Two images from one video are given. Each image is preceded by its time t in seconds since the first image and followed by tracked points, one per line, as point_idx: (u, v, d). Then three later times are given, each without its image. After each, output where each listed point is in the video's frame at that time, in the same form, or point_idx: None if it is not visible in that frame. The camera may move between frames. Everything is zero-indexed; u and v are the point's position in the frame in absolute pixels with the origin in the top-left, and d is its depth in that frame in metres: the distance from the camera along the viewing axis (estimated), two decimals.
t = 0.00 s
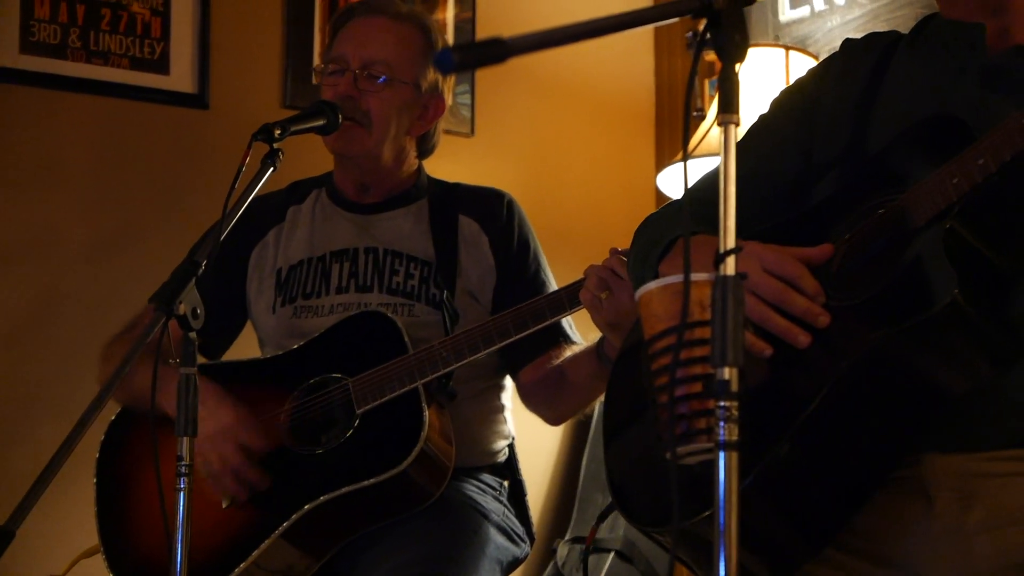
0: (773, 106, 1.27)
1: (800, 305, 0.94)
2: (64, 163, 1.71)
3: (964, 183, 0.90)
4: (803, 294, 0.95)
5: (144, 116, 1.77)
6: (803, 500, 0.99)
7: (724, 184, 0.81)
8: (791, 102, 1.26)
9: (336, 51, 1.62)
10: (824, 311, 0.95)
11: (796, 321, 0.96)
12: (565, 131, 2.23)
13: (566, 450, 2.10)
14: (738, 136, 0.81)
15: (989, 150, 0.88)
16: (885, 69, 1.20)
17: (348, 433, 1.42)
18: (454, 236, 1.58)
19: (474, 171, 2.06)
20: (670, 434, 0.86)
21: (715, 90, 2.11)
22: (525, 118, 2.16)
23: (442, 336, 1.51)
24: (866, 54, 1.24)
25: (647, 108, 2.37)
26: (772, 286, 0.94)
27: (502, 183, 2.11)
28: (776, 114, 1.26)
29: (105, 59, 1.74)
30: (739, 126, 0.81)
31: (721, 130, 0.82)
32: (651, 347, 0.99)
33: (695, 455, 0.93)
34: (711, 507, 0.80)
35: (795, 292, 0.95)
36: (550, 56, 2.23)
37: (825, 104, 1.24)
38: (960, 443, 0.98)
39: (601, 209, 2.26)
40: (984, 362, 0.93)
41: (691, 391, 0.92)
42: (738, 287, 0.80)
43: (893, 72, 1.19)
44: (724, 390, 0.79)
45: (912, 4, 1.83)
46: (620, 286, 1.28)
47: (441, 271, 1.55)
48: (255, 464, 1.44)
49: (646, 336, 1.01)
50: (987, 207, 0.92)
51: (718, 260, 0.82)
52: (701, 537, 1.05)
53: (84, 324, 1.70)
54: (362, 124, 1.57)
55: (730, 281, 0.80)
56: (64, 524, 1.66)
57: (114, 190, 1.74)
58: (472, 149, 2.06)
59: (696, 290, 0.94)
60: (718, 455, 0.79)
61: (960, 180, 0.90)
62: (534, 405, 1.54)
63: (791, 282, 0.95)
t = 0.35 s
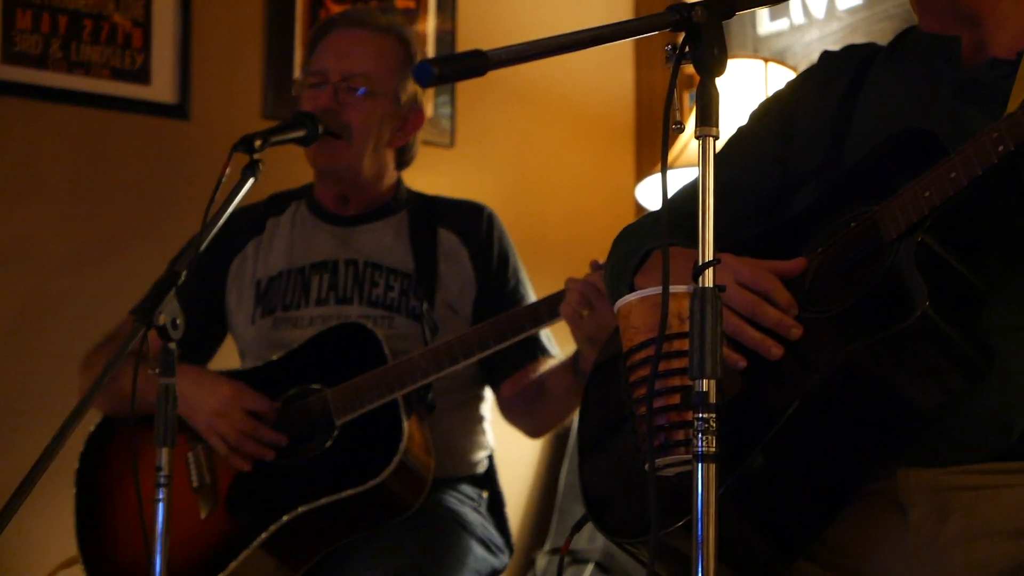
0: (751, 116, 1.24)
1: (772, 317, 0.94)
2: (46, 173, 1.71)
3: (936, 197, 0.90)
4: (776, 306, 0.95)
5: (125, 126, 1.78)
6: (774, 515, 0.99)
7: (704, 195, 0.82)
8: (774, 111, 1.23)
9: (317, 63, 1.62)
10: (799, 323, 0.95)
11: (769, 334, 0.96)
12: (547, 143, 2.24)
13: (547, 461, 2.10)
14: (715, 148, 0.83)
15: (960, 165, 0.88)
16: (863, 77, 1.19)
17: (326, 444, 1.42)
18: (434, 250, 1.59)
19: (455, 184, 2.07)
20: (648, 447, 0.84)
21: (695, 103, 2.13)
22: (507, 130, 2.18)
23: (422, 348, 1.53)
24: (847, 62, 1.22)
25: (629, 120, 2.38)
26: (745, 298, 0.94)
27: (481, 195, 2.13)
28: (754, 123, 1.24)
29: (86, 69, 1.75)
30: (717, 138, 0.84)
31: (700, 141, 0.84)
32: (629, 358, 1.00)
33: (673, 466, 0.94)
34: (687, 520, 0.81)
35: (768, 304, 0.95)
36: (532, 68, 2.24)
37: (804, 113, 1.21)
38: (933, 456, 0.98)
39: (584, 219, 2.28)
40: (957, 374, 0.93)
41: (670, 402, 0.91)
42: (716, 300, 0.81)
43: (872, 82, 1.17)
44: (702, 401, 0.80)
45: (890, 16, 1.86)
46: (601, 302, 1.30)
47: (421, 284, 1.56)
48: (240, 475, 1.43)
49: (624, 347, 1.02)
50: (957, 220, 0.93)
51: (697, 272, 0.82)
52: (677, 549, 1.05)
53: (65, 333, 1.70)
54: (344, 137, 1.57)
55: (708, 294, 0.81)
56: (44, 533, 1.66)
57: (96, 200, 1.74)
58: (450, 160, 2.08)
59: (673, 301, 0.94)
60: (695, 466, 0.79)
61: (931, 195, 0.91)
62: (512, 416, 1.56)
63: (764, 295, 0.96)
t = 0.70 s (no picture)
0: (731, 127, 1.24)
1: (759, 325, 0.96)
2: (27, 181, 1.71)
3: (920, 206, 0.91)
4: (759, 315, 0.97)
5: (105, 134, 1.77)
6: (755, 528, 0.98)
7: (686, 205, 0.81)
8: (754, 123, 1.23)
9: (301, 73, 1.62)
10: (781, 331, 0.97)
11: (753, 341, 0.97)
12: (529, 150, 2.24)
13: (528, 469, 2.11)
14: (698, 159, 0.81)
15: (944, 174, 0.91)
16: (841, 88, 1.18)
17: (310, 455, 1.42)
18: (418, 259, 1.59)
19: (437, 194, 2.07)
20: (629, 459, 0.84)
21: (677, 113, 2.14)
22: (491, 137, 2.18)
23: (406, 359, 1.53)
24: (826, 73, 1.21)
25: (612, 128, 2.39)
26: (729, 306, 0.96)
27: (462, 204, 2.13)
28: (735, 134, 1.22)
29: (67, 77, 1.75)
30: (699, 148, 0.82)
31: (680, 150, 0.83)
32: (611, 369, 0.99)
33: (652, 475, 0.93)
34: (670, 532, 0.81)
35: (751, 312, 0.96)
36: (515, 77, 2.24)
37: (785, 124, 1.20)
38: (907, 469, 0.98)
39: (568, 226, 2.29)
40: (938, 390, 0.93)
41: (649, 412, 0.91)
42: (698, 308, 0.81)
43: (851, 92, 1.16)
44: (684, 410, 0.81)
45: (873, 26, 1.88)
46: (585, 312, 1.29)
47: (404, 294, 1.56)
48: (225, 486, 1.43)
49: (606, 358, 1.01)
50: (939, 225, 0.93)
51: (678, 282, 0.82)
52: (657, 559, 1.05)
53: (46, 341, 1.69)
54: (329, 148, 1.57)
55: (689, 304, 0.81)
56: (24, 542, 1.66)
57: (77, 208, 1.74)
58: (433, 168, 2.08)
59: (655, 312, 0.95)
60: (678, 476, 0.79)
61: (916, 203, 0.93)
62: (495, 426, 1.56)
63: (746, 303, 0.97)
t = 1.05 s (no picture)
0: (715, 138, 1.23)
1: (736, 332, 0.95)
2: (9, 186, 1.70)
3: (897, 216, 0.90)
4: (736, 323, 0.96)
5: (88, 140, 1.78)
6: (729, 536, 0.99)
7: (668, 212, 0.82)
8: (737, 133, 1.22)
9: (288, 80, 1.62)
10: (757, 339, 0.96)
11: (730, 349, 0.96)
12: (513, 158, 2.25)
13: (510, 476, 2.11)
14: (678, 167, 0.82)
15: (922, 183, 0.89)
16: (824, 101, 1.17)
17: (292, 461, 1.42)
18: (402, 267, 1.59)
19: (422, 202, 2.08)
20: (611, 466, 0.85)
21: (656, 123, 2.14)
22: (474, 143, 2.19)
23: (389, 367, 1.53)
24: (807, 87, 1.21)
25: (595, 136, 2.39)
26: (707, 314, 0.95)
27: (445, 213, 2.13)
28: (719, 145, 1.22)
29: (50, 83, 1.74)
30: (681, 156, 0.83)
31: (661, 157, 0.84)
32: (591, 377, 0.99)
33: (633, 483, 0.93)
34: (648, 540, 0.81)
35: (727, 320, 0.96)
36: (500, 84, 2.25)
37: (768, 136, 1.20)
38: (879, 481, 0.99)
39: (552, 233, 2.29)
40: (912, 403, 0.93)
41: (631, 419, 0.91)
42: (677, 317, 0.81)
43: (834, 104, 1.16)
44: (664, 419, 0.80)
45: (855, 36, 1.89)
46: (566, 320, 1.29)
47: (388, 302, 1.56)
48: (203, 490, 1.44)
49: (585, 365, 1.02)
50: (917, 236, 0.92)
51: (659, 291, 0.82)
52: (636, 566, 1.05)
53: (28, 347, 1.69)
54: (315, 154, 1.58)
55: (670, 312, 0.81)
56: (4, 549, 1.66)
57: (60, 214, 1.74)
58: (416, 176, 2.08)
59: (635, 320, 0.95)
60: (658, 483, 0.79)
61: (892, 212, 0.90)
62: (476, 433, 1.56)
63: (723, 311, 0.97)
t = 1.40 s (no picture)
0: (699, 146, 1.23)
1: (723, 341, 0.94)
2: None
3: (885, 225, 0.90)
4: (722, 331, 0.95)
5: (69, 145, 1.77)
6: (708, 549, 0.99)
7: (651, 221, 0.81)
8: (720, 142, 1.21)
9: (273, 86, 1.62)
10: (744, 348, 0.95)
11: (717, 358, 0.95)
12: (499, 164, 2.26)
13: (493, 483, 2.12)
14: (662, 175, 0.82)
15: (909, 195, 0.89)
16: (809, 111, 1.17)
17: (275, 468, 1.41)
18: (386, 274, 1.59)
19: (407, 208, 2.07)
20: (594, 475, 0.85)
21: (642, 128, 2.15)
22: (460, 149, 2.20)
23: (372, 374, 1.53)
24: (792, 97, 1.20)
25: (579, 143, 2.40)
26: (693, 322, 0.94)
27: (429, 220, 2.13)
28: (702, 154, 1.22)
29: (33, 88, 1.74)
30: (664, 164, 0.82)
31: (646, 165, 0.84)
32: (574, 385, 0.98)
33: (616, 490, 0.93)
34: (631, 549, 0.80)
35: (715, 328, 0.95)
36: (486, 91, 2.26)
37: (751, 145, 1.19)
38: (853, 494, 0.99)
39: (537, 240, 2.30)
40: (889, 417, 0.93)
41: (613, 426, 0.91)
42: (661, 325, 0.81)
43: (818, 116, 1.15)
44: (647, 427, 0.80)
45: (837, 45, 1.89)
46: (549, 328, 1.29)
47: (372, 309, 1.56)
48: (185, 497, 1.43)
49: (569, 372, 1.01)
50: (907, 246, 0.92)
51: (643, 299, 0.82)
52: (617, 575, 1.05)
53: (9, 353, 1.68)
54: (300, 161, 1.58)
55: (653, 319, 0.81)
56: None
57: (42, 219, 1.73)
58: (401, 183, 2.08)
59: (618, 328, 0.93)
60: (640, 491, 0.79)
61: (879, 223, 0.91)
62: (458, 440, 1.57)
63: (710, 319, 0.96)
